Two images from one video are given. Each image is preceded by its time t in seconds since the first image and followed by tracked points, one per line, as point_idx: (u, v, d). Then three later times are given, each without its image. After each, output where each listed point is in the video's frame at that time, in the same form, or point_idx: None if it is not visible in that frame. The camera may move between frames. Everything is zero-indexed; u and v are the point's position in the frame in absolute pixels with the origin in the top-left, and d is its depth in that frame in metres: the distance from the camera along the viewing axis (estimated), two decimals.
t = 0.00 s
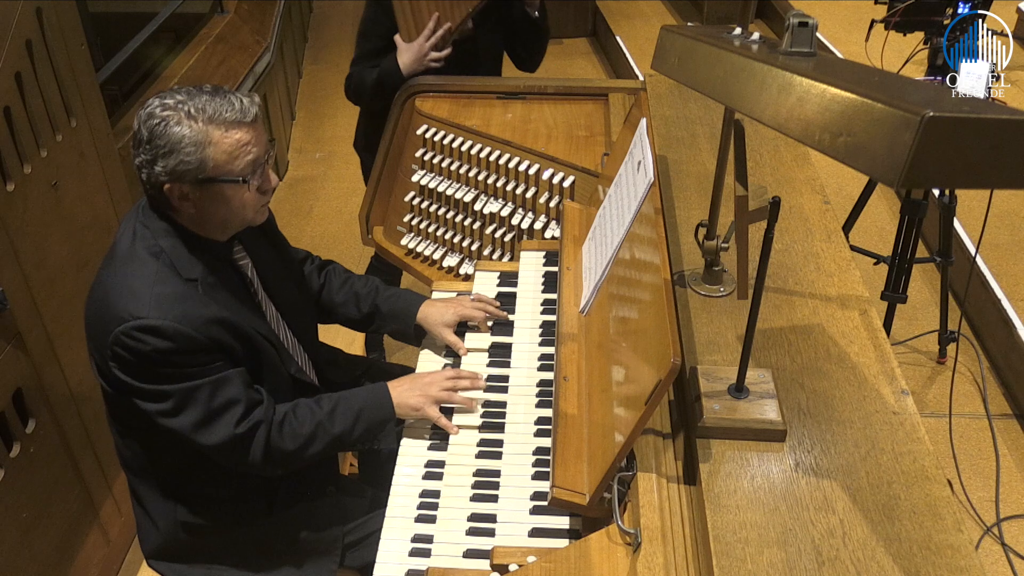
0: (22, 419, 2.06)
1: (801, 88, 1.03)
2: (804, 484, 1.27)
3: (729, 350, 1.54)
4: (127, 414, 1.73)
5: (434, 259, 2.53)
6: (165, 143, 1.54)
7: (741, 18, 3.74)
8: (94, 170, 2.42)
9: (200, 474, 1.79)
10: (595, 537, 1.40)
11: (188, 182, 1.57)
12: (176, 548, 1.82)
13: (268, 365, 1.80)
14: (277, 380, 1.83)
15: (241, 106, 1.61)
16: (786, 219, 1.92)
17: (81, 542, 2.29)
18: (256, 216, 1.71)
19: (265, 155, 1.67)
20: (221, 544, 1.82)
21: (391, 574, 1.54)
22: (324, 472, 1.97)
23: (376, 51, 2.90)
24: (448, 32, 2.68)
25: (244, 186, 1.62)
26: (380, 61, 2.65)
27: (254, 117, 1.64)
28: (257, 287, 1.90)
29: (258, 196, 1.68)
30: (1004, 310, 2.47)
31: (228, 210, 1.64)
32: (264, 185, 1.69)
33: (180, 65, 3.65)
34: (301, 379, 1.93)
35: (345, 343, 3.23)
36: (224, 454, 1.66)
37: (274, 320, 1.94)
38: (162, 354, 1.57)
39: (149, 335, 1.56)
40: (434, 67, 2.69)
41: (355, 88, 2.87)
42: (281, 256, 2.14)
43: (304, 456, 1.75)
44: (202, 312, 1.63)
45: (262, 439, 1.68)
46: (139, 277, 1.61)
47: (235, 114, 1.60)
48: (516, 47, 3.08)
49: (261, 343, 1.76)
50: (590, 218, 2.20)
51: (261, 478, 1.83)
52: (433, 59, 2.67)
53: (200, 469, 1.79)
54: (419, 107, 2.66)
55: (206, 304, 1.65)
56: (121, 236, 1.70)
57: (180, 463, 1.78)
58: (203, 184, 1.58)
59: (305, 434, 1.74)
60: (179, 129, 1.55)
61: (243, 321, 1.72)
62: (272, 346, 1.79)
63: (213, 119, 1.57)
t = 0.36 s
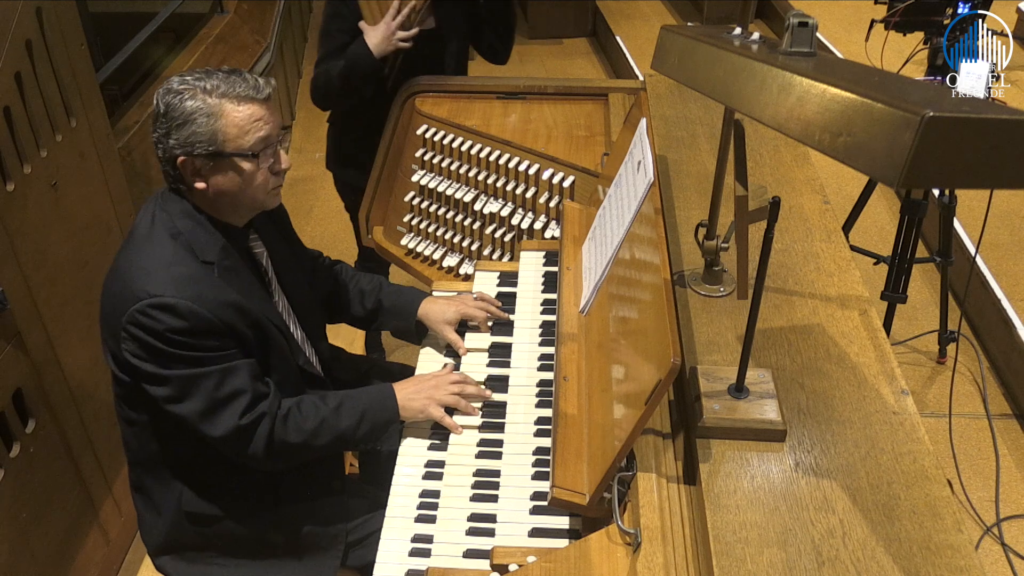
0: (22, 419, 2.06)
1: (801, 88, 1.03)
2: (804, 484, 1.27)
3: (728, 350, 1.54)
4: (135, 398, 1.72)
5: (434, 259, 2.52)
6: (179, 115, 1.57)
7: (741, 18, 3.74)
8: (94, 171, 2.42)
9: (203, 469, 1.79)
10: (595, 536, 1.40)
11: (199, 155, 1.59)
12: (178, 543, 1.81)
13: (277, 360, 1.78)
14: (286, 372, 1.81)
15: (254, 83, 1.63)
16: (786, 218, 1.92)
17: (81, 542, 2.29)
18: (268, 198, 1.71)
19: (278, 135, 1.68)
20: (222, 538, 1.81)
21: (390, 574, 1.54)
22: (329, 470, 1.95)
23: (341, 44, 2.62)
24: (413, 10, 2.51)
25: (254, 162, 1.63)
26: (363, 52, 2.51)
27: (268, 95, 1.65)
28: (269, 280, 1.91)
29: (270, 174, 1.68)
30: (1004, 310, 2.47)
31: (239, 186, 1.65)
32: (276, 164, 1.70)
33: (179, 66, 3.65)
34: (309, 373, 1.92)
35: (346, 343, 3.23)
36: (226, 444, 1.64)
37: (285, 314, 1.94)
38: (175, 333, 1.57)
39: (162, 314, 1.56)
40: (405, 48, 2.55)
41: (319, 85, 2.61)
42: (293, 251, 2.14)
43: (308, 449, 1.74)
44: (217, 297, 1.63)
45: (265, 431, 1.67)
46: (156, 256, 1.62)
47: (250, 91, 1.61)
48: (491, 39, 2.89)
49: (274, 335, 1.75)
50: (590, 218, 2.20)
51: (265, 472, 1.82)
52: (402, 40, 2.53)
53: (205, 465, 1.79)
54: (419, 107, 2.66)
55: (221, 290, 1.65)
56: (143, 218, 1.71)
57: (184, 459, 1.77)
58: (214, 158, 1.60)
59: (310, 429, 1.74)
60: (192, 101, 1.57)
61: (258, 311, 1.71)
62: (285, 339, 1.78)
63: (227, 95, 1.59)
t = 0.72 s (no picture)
0: (22, 419, 2.06)
1: (801, 88, 1.03)
2: (804, 484, 1.27)
3: (728, 350, 1.54)
4: (151, 393, 1.70)
5: (434, 259, 2.51)
6: (218, 114, 1.57)
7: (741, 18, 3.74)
8: (95, 170, 2.42)
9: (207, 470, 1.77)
10: (595, 536, 1.40)
11: (235, 154, 1.59)
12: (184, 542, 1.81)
13: (297, 361, 1.78)
14: (301, 373, 1.80)
15: (294, 87, 1.63)
16: (787, 218, 1.92)
17: (81, 541, 2.29)
18: (299, 202, 1.71)
19: (314, 139, 1.68)
20: (226, 536, 1.81)
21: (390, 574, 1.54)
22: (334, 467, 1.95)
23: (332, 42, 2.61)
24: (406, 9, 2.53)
25: (289, 164, 1.63)
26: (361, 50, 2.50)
27: (307, 99, 1.65)
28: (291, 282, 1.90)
29: (304, 177, 1.68)
30: (1004, 310, 2.47)
31: (272, 187, 1.65)
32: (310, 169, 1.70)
33: (179, 66, 3.65)
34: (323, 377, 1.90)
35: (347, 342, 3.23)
36: (241, 445, 1.64)
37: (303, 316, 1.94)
38: (204, 331, 1.56)
39: (191, 309, 1.55)
40: (399, 48, 2.57)
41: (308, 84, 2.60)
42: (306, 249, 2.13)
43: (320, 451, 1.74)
44: (247, 298, 1.63)
45: (279, 433, 1.66)
46: (187, 252, 1.61)
47: (290, 94, 1.61)
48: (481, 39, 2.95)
49: (297, 339, 1.75)
50: (590, 218, 2.19)
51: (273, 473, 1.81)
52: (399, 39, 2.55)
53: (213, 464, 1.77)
54: (419, 107, 2.67)
55: (250, 290, 1.65)
56: (173, 212, 1.70)
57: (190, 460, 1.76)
58: (250, 157, 1.60)
59: (321, 428, 1.72)
60: (231, 101, 1.57)
61: (284, 313, 1.71)
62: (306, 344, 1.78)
63: (268, 96, 1.59)
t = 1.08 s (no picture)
0: (22, 419, 2.06)
1: (801, 88, 1.03)
2: (804, 484, 1.27)
3: (728, 350, 1.54)
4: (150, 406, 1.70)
5: (434, 259, 2.52)
6: (235, 143, 1.57)
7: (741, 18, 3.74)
8: (95, 170, 2.42)
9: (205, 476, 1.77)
10: (595, 536, 1.40)
11: (248, 185, 1.59)
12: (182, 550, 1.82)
13: (298, 379, 1.78)
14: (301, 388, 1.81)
15: (314, 123, 1.63)
16: (787, 219, 1.92)
17: (81, 541, 2.29)
18: (303, 232, 1.72)
19: (328, 175, 1.69)
20: (225, 541, 1.81)
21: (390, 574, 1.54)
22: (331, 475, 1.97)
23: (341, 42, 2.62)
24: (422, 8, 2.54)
25: (301, 199, 1.63)
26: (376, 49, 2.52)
27: (325, 135, 1.65)
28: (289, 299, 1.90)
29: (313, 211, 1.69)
30: (1004, 310, 2.47)
31: (281, 219, 1.65)
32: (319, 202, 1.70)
33: (180, 65, 3.65)
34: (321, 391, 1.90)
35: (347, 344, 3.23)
36: (243, 462, 1.64)
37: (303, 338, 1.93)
38: (205, 355, 1.55)
39: (191, 334, 1.54)
40: (417, 46, 2.58)
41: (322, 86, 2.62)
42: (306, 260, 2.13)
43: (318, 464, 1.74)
44: (249, 321, 1.62)
45: (281, 451, 1.67)
46: (186, 273, 1.59)
47: (309, 130, 1.61)
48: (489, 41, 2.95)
49: (298, 360, 1.75)
50: (590, 218, 2.19)
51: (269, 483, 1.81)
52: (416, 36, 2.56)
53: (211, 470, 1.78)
54: (418, 107, 2.66)
55: (250, 313, 1.63)
56: (172, 228, 1.68)
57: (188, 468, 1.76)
58: (262, 189, 1.60)
59: (321, 441, 1.73)
60: (250, 132, 1.57)
61: (285, 334, 1.71)
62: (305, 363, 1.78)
63: (287, 130, 1.59)
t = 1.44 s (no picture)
0: (21, 419, 2.06)
1: (801, 88, 1.03)
2: (804, 484, 1.27)
3: (728, 350, 1.54)
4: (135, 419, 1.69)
5: (434, 259, 2.53)
6: (178, 144, 1.54)
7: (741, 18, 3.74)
8: (94, 170, 2.42)
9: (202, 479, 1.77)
10: (595, 536, 1.40)
11: (199, 185, 1.56)
12: (181, 553, 1.81)
13: (275, 377, 1.78)
14: (284, 388, 1.81)
15: (254, 111, 1.61)
16: (787, 219, 1.92)
17: (81, 541, 2.29)
18: (265, 225, 1.69)
19: (278, 162, 1.66)
20: (221, 545, 1.82)
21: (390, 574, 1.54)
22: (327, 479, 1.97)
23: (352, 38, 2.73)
24: None
25: (255, 191, 1.61)
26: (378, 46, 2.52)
27: (267, 122, 1.63)
28: (264, 294, 1.90)
29: (269, 204, 1.66)
30: (1004, 310, 2.47)
31: (238, 215, 1.63)
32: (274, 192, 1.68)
33: (180, 65, 3.65)
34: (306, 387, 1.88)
35: (346, 343, 3.23)
36: (231, 466, 1.64)
37: (281, 328, 1.94)
38: (171, 364, 1.55)
39: (156, 346, 1.54)
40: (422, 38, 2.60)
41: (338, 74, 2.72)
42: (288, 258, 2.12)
43: (309, 466, 1.74)
44: (213, 325, 1.61)
45: (270, 452, 1.67)
46: (149, 284, 1.59)
47: (250, 119, 1.59)
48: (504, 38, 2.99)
49: (272, 357, 1.75)
50: (590, 218, 2.20)
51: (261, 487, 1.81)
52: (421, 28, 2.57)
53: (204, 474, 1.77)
54: (418, 107, 2.66)
55: (216, 317, 1.63)
56: (133, 240, 1.68)
57: (182, 474, 1.76)
58: (214, 188, 1.57)
59: (313, 444, 1.73)
60: (192, 130, 1.54)
61: (254, 334, 1.71)
62: (280, 359, 1.78)
63: (228, 123, 1.57)
